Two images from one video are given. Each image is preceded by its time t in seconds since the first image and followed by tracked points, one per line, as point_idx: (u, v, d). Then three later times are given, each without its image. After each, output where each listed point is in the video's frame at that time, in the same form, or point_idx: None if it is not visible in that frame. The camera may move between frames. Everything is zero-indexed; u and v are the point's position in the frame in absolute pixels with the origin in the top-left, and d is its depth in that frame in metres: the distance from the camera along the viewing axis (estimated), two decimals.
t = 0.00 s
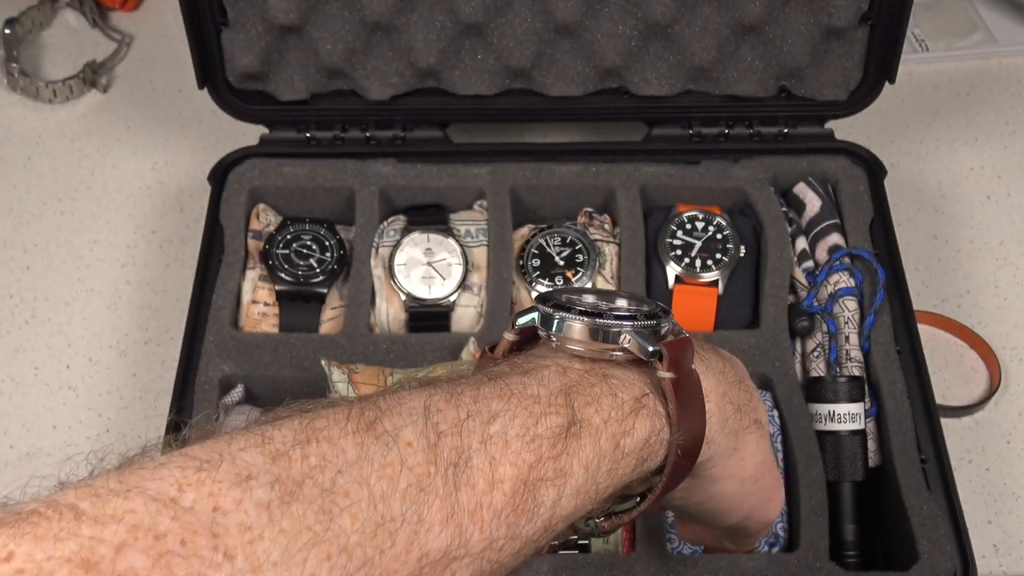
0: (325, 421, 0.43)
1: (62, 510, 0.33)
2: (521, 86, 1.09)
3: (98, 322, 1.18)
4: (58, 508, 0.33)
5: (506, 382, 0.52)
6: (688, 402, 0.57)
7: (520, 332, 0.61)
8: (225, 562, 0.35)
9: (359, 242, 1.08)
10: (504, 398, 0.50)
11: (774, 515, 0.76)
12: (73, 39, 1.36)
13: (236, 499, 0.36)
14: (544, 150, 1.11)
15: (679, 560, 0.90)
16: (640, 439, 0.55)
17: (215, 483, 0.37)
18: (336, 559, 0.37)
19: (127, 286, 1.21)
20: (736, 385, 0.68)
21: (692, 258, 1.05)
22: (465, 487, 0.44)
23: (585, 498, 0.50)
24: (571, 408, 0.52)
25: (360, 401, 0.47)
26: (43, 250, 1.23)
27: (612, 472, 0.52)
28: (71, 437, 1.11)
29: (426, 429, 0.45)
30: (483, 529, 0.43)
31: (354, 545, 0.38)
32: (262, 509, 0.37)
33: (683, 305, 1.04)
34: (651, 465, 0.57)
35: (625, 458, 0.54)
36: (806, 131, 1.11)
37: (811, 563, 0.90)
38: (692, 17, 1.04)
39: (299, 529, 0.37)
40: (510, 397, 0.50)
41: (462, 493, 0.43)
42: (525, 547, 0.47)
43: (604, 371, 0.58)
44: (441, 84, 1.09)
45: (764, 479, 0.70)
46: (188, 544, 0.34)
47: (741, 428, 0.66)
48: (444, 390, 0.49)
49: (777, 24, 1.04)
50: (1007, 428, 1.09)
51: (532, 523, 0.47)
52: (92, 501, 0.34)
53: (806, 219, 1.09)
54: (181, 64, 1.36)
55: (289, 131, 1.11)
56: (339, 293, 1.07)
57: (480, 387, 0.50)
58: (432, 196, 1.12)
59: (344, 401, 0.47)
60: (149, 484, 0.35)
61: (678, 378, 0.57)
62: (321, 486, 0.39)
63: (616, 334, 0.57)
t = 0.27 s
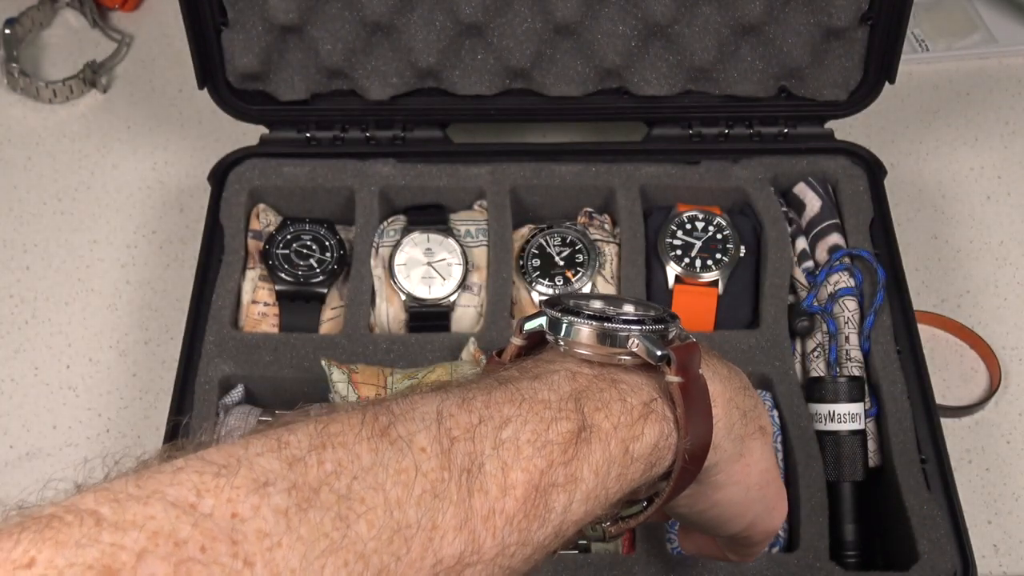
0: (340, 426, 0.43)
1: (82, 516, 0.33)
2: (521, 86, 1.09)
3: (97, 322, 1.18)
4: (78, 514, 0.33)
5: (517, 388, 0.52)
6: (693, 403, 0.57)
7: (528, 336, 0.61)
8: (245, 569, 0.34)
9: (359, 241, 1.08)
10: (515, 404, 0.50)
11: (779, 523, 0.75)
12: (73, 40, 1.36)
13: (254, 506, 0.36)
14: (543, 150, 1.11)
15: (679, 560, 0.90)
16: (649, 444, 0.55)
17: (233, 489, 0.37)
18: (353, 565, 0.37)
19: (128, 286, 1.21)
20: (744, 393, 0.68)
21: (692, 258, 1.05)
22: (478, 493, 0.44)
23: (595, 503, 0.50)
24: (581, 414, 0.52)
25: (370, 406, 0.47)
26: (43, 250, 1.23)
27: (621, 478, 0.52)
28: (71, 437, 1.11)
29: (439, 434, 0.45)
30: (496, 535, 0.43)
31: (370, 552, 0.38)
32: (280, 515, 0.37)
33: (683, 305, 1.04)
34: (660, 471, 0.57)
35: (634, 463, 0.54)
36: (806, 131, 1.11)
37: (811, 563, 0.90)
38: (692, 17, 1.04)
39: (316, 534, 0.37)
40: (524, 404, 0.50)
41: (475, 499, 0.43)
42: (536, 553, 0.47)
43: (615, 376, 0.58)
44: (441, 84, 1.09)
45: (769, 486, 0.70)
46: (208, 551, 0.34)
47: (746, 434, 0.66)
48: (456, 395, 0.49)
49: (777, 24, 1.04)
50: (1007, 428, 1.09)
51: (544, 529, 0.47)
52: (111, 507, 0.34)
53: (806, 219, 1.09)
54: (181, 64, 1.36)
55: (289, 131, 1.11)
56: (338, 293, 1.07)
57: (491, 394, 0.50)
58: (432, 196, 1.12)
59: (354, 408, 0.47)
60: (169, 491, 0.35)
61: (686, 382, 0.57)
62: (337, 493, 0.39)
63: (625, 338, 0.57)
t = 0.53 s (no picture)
0: (342, 431, 0.43)
1: (85, 524, 0.33)
2: (521, 86, 1.09)
3: (97, 322, 1.18)
4: (80, 521, 0.33)
5: (518, 391, 0.52)
6: (693, 405, 0.57)
7: (528, 339, 0.61)
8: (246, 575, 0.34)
9: (359, 241, 1.08)
10: (517, 408, 0.50)
11: (780, 526, 0.74)
12: (73, 39, 1.36)
13: (255, 512, 0.36)
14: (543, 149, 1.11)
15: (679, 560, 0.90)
16: (650, 447, 0.55)
17: (234, 495, 0.37)
18: (355, 571, 0.37)
19: (128, 286, 1.21)
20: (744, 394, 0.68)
21: (692, 258, 1.05)
22: (480, 497, 0.44)
23: (596, 507, 0.50)
24: (582, 417, 0.52)
25: (374, 411, 0.47)
26: (43, 250, 1.23)
27: (623, 481, 0.53)
28: (72, 437, 1.11)
29: (441, 439, 0.45)
30: (498, 539, 0.43)
31: (372, 557, 0.38)
32: (282, 521, 0.37)
33: (683, 305, 1.04)
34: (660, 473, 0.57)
35: (635, 466, 0.54)
36: (806, 131, 1.11)
37: (811, 563, 0.90)
38: (692, 17, 1.04)
39: (317, 540, 0.37)
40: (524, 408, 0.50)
41: (477, 504, 0.43)
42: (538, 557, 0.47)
43: (616, 379, 0.58)
44: (441, 84, 1.09)
45: (771, 488, 0.70)
46: (210, 558, 0.34)
47: (747, 436, 0.66)
48: (457, 399, 0.49)
49: (777, 24, 1.04)
50: (1007, 428, 1.09)
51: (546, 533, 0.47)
52: (114, 514, 0.34)
53: (806, 218, 1.09)
54: (181, 63, 1.36)
55: (289, 131, 1.11)
56: (338, 292, 1.07)
57: (494, 398, 0.50)
58: (432, 196, 1.12)
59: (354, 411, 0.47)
60: (171, 497, 0.35)
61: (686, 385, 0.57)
62: (339, 498, 0.39)
63: (625, 342, 0.57)
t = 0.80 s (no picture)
0: (333, 429, 0.43)
1: (75, 523, 0.33)
2: (521, 86, 1.09)
3: (97, 322, 1.18)
4: (71, 520, 0.33)
5: (510, 388, 0.52)
6: (688, 400, 0.57)
7: (522, 337, 0.61)
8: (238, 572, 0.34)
9: (359, 241, 1.08)
10: (509, 404, 0.50)
11: (778, 522, 0.75)
12: (73, 39, 1.37)
13: (247, 509, 0.36)
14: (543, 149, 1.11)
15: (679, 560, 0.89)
16: (643, 442, 0.55)
17: (225, 493, 0.37)
18: (347, 567, 0.37)
19: (128, 286, 1.21)
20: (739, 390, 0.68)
21: (692, 258, 1.05)
22: (473, 493, 0.44)
23: (591, 502, 0.50)
24: (575, 412, 0.52)
25: (365, 407, 0.47)
26: (43, 250, 1.23)
27: (617, 476, 0.52)
28: (71, 437, 1.11)
29: (433, 436, 0.45)
30: (492, 535, 0.44)
31: (364, 553, 0.38)
32: (273, 519, 0.37)
33: (683, 305, 1.04)
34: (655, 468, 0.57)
35: (629, 460, 0.54)
36: (806, 131, 1.11)
37: (811, 564, 0.90)
38: (692, 17, 1.04)
39: (309, 537, 0.37)
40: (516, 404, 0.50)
41: (469, 499, 0.43)
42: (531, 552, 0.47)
43: (608, 375, 0.58)
44: (441, 84, 1.09)
45: (767, 484, 0.70)
46: (201, 555, 0.34)
47: (742, 431, 0.66)
48: (449, 396, 0.49)
49: (777, 24, 1.04)
50: (1007, 428, 1.09)
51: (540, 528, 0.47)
52: (104, 513, 0.34)
53: (806, 219, 1.09)
54: (181, 64, 1.36)
55: (289, 131, 1.11)
56: (338, 292, 1.07)
57: (487, 395, 0.50)
58: (432, 196, 1.12)
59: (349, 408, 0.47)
60: (161, 496, 0.35)
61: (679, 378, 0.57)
62: (331, 495, 0.39)
63: (618, 337, 0.57)
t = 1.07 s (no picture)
0: (324, 422, 0.43)
1: (65, 516, 0.33)
2: (521, 86, 1.09)
3: (97, 322, 1.18)
4: (61, 513, 0.33)
5: (501, 379, 0.52)
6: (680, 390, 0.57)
7: (513, 331, 0.61)
8: (228, 563, 0.34)
9: (359, 241, 1.08)
10: (500, 395, 0.50)
11: (777, 511, 0.75)
12: (72, 39, 1.37)
13: (237, 501, 0.36)
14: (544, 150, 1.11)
15: (679, 560, 0.89)
16: (635, 432, 0.55)
17: (215, 485, 0.36)
18: (338, 557, 0.37)
19: (127, 286, 1.21)
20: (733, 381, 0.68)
21: (692, 258, 1.05)
22: (465, 484, 0.44)
23: (583, 491, 0.50)
24: (566, 403, 0.52)
25: (357, 402, 0.47)
26: (43, 250, 1.23)
27: (609, 467, 0.52)
28: (71, 437, 1.11)
29: (424, 427, 0.45)
30: (484, 525, 0.43)
31: (356, 543, 0.38)
32: (263, 510, 0.37)
33: (682, 305, 1.04)
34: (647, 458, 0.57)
35: (620, 450, 0.54)
36: (806, 131, 1.11)
37: (811, 563, 0.90)
38: (692, 17, 1.04)
39: (301, 528, 0.37)
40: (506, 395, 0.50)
41: (461, 490, 0.43)
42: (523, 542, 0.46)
43: (600, 365, 0.58)
44: (441, 84, 1.09)
45: (763, 475, 0.70)
46: (191, 546, 0.34)
47: (737, 421, 0.66)
48: (440, 389, 0.49)
49: (777, 24, 1.04)
50: (1007, 428, 1.09)
51: (533, 519, 0.47)
52: (93, 507, 0.33)
53: (806, 219, 1.09)
54: (181, 64, 1.36)
55: (289, 131, 1.11)
56: (338, 292, 1.07)
57: (478, 387, 0.50)
58: (432, 196, 1.12)
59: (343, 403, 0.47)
60: (150, 488, 0.35)
61: (671, 369, 0.57)
62: (322, 486, 0.39)
63: (608, 328, 0.58)
